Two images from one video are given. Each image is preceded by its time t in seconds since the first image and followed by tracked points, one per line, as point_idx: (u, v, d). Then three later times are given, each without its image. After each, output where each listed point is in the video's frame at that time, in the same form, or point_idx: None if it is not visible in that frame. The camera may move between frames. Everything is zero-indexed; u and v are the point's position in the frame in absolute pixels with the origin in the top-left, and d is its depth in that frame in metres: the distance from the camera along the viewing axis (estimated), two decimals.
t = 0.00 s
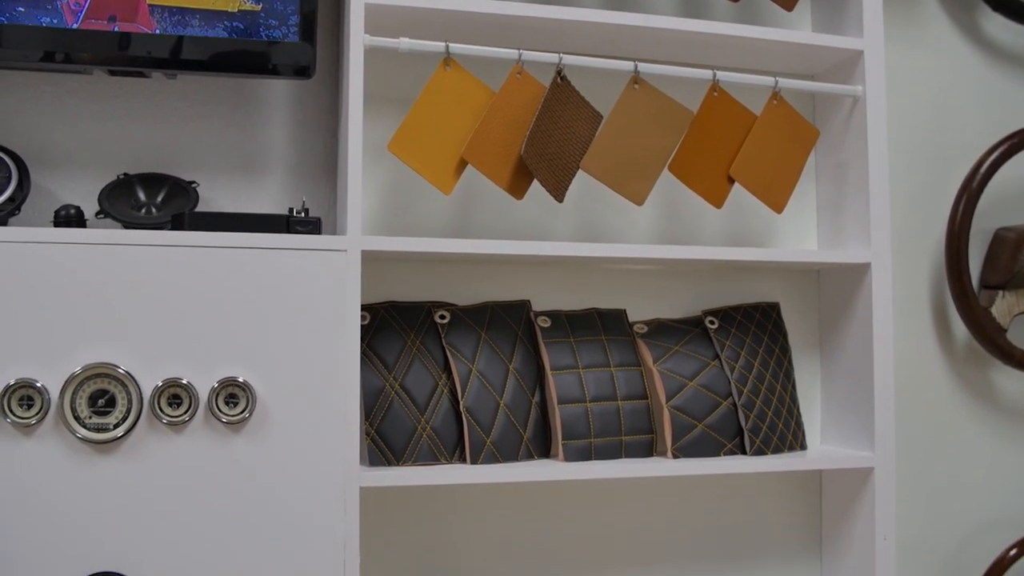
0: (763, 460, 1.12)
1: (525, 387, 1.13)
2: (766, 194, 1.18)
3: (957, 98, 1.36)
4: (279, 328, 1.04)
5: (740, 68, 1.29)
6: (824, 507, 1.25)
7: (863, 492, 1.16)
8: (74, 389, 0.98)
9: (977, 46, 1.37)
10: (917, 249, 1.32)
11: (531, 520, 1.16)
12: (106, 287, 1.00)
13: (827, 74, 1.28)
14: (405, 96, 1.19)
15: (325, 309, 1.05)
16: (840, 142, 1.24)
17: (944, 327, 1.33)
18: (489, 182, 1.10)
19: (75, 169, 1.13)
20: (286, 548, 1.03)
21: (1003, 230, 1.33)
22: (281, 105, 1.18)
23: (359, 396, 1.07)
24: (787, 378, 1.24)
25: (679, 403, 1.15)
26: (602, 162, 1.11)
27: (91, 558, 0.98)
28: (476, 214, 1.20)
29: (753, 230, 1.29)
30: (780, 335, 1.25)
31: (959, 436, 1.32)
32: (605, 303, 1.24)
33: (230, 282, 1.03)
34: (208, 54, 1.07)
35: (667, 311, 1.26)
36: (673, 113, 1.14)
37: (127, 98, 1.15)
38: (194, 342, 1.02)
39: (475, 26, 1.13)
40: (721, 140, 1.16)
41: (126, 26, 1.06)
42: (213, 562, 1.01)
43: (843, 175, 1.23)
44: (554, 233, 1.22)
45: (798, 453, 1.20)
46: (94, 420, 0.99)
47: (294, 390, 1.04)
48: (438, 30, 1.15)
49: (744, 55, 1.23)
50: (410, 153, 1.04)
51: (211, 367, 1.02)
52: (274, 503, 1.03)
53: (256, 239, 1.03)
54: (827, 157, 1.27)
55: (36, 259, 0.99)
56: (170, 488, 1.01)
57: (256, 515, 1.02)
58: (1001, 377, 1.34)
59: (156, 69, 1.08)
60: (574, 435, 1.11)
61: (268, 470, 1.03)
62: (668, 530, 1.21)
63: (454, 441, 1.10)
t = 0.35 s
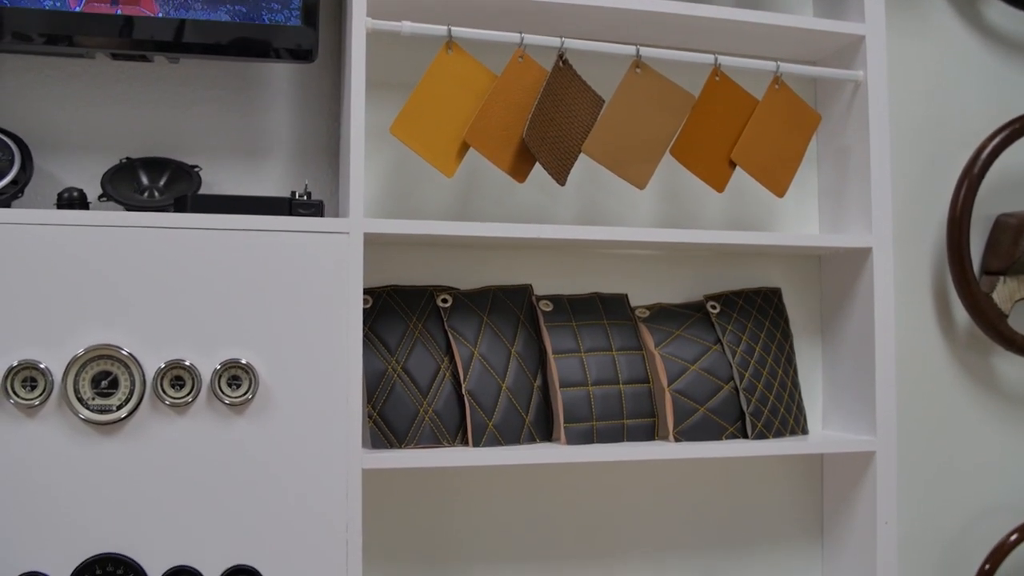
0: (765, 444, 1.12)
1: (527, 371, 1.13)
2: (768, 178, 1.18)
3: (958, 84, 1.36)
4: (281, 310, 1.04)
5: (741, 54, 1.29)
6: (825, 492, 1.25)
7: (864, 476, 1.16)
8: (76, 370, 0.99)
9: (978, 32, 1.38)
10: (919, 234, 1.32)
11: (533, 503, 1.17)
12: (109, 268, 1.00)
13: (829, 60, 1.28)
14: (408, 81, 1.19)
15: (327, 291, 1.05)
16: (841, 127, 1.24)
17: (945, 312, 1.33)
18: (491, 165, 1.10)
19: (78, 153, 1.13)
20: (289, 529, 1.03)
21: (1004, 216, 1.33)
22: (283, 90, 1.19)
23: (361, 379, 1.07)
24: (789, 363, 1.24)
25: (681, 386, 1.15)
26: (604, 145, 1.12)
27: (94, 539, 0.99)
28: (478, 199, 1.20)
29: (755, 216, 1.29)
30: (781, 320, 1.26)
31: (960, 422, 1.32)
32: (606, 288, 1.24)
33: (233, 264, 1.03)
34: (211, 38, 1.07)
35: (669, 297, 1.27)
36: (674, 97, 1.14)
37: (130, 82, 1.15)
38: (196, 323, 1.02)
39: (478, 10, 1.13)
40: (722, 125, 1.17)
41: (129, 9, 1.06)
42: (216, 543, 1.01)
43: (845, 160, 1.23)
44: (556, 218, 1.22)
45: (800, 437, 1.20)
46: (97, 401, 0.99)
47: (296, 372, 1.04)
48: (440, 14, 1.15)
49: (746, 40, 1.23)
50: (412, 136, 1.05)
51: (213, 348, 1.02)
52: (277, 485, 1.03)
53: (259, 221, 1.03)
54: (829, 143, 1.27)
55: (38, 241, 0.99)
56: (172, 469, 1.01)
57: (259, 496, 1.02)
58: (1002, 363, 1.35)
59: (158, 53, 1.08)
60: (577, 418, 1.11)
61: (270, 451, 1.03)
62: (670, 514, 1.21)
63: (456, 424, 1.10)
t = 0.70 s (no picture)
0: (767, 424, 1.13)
1: (529, 351, 1.13)
2: (770, 159, 1.18)
3: (960, 67, 1.36)
4: (284, 290, 1.04)
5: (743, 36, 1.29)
6: (827, 474, 1.26)
7: (866, 457, 1.16)
8: (80, 349, 0.99)
9: (979, 16, 1.38)
10: (920, 218, 1.32)
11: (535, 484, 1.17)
12: (112, 248, 1.01)
13: (830, 43, 1.28)
14: (410, 62, 1.20)
15: (329, 271, 1.05)
16: (843, 109, 1.24)
17: (946, 295, 1.33)
18: (494, 145, 1.11)
19: (81, 134, 1.13)
20: (292, 508, 1.03)
21: (1005, 199, 1.33)
22: (286, 72, 1.19)
23: (364, 359, 1.07)
24: (790, 344, 1.24)
25: (683, 367, 1.16)
26: (606, 126, 1.12)
27: (97, 517, 0.99)
28: (480, 180, 1.20)
29: (756, 199, 1.30)
30: (783, 302, 1.26)
31: (961, 405, 1.32)
32: (608, 270, 1.25)
33: (235, 244, 1.03)
34: (213, 18, 1.07)
35: (670, 279, 1.27)
36: (676, 78, 1.14)
37: (132, 63, 1.15)
38: (199, 302, 1.02)
39: None
40: (724, 106, 1.17)
41: None
42: (219, 522, 1.02)
43: (847, 143, 1.23)
44: (558, 200, 1.22)
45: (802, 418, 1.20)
46: (100, 380, 0.99)
47: (299, 352, 1.04)
48: None
49: (747, 22, 1.23)
50: (415, 116, 1.05)
51: (216, 328, 1.02)
52: (279, 464, 1.03)
53: (261, 200, 1.04)
54: (831, 125, 1.27)
55: (42, 220, 0.99)
56: (176, 448, 1.01)
57: (262, 475, 1.03)
58: (1003, 346, 1.35)
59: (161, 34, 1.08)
60: (579, 399, 1.11)
61: (273, 430, 1.03)
62: (671, 495, 1.22)
63: (459, 405, 1.10)
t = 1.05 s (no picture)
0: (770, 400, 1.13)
1: (532, 328, 1.13)
2: (772, 136, 1.18)
3: (962, 46, 1.36)
4: (286, 265, 1.04)
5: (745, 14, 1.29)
6: (829, 452, 1.26)
7: (867, 434, 1.16)
8: (82, 323, 0.99)
9: None
10: (923, 196, 1.32)
11: (537, 460, 1.18)
12: (114, 223, 1.01)
13: (833, 21, 1.28)
14: (412, 40, 1.19)
15: (331, 247, 1.05)
16: (845, 87, 1.24)
17: (949, 275, 1.33)
18: (496, 121, 1.11)
19: (83, 111, 1.13)
20: (295, 482, 1.03)
21: (1007, 178, 1.33)
22: (287, 49, 1.19)
23: (367, 335, 1.07)
24: (792, 322, 1.24)
25: (685, 344, 1.16)
26: (608, 102, 1.11)
27: (101, 492, 1.00)
28: (482, 158, 1.20)
29: (758, 177, 1.30)
30: (785, 280, 1.26)
31: (963, 383, 1.33)
32: (610, 248, 1.25)
33: (238, 219, 1.03)
34: None
35: (672, 258, 1.27)
36: (678, 55, 1.14)
37: (134, 40, 1.15)
38: (202, 277, 1.02)
39: None
40: (726, 82, 1.17)
41: None
42: (222, 496, 1.02)
43: (849, 120, 1.23)
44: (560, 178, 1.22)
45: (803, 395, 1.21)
46: (104, 354, 0.99)
47: (302, 327, 1.04)
48: None
49: None
50: (417, 92, 1.05)
51: (219, 303, 1.02)
52: (283, 439, 1.03)
53: (263, 175, 1.04)
54: (834, 103, 1.27)
55: (44, 196, 0.99)
56: (179, 423, 1.01)
57: (265, 450, 1.03)
58: (1005, 325, 1.35)
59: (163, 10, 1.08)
60: (581, 375, 1.11)
61: (276, 405, 1.03)
62: (673, 472, 1.22)
63: (461, 380, 1.10)
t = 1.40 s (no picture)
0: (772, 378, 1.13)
1: (534, 305, 1.14)
2: (775, 115, 1.18)
3: (965, 25, 1.35)
4: (290, 242, 1.04)
5: None
6: (831, 431, 1.26)
7: (870, 412, 1.16)
8: (86, 300, 0.99)
9: None
10: (925, 176, 1.32)
11: (540, 438, 1.18)
12: (117, 199, 1.01)
13: None
14: (415, 18, 1.19)
15: (335, 223, 1.05)
16: (848, 67, 1.24)
17: (951, 255, 1.33)
18: (499, 99, 1.11)
19: (85, 89, 1.13)
20: (299, 459, 1.04)
21: (1009, 158, 1.33)
22: (290, 27, 1.18)
23: (370, 312, 1.07)
24: (794, 302, 1.24)
25: (687, 322, 1.16)
26: (611, 80, 1.11)
27: (105, 468, 1.00)
28: (485, 136, 1.20)
29: (760, 157, 1.30)
30: (788, 260, 1.26)
31: (965, 363, 1.33)
32: (613, 227, 1.25)
33: (241, 196, 1.03)
34: None
35: (674, 237, 1.27)
36: (682, 32, 1.14)
37: (136, 18, 1.15)
38: (205, 254, 1.02)
39: None
40: (729, 60, 1.17)
41: None
42: (226, 473, 1.02)
43: (851, 100, 1.23)
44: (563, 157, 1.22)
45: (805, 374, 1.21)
46: (107, 331, 0.99)
47: (305, 304, 1.04)
48: None
49: None
50: (420, 69, 1.05)
51: (222, 279, 1.03)
52: (287, 415, 1.04)
53: (267, 152, 1.04)
54: (837, 82, 1.26)
55: (47, 172, 0.99)
56: (184, 400, 1.01)
57: (269, 426, 1.03)
58: (1006, 305, 1.35)
59: None
60: (584, 352, 1.11)
61: (279, 381, 1.04)
62: (675, 451, 1.23)
63: (464, 358, 1.11)
